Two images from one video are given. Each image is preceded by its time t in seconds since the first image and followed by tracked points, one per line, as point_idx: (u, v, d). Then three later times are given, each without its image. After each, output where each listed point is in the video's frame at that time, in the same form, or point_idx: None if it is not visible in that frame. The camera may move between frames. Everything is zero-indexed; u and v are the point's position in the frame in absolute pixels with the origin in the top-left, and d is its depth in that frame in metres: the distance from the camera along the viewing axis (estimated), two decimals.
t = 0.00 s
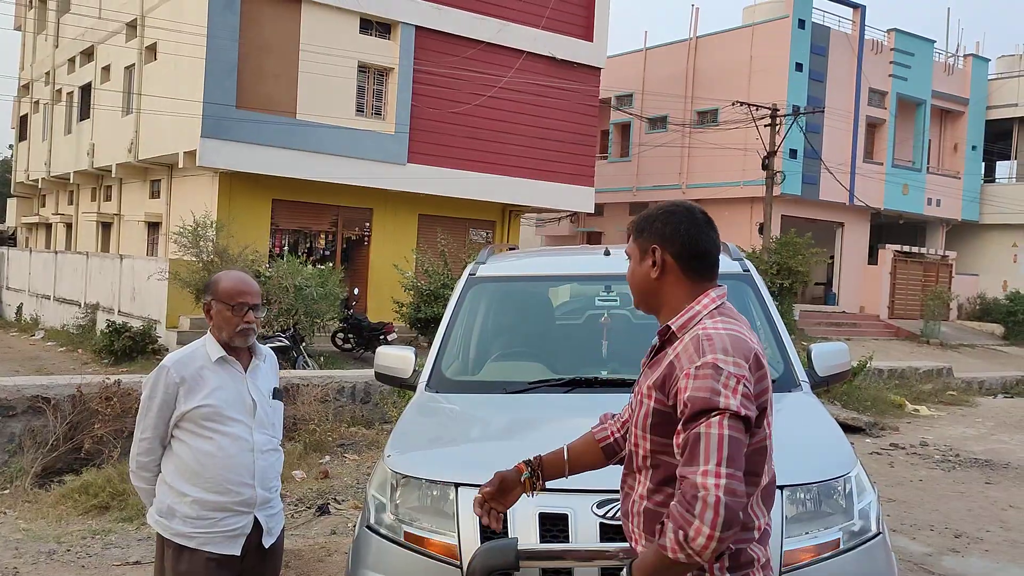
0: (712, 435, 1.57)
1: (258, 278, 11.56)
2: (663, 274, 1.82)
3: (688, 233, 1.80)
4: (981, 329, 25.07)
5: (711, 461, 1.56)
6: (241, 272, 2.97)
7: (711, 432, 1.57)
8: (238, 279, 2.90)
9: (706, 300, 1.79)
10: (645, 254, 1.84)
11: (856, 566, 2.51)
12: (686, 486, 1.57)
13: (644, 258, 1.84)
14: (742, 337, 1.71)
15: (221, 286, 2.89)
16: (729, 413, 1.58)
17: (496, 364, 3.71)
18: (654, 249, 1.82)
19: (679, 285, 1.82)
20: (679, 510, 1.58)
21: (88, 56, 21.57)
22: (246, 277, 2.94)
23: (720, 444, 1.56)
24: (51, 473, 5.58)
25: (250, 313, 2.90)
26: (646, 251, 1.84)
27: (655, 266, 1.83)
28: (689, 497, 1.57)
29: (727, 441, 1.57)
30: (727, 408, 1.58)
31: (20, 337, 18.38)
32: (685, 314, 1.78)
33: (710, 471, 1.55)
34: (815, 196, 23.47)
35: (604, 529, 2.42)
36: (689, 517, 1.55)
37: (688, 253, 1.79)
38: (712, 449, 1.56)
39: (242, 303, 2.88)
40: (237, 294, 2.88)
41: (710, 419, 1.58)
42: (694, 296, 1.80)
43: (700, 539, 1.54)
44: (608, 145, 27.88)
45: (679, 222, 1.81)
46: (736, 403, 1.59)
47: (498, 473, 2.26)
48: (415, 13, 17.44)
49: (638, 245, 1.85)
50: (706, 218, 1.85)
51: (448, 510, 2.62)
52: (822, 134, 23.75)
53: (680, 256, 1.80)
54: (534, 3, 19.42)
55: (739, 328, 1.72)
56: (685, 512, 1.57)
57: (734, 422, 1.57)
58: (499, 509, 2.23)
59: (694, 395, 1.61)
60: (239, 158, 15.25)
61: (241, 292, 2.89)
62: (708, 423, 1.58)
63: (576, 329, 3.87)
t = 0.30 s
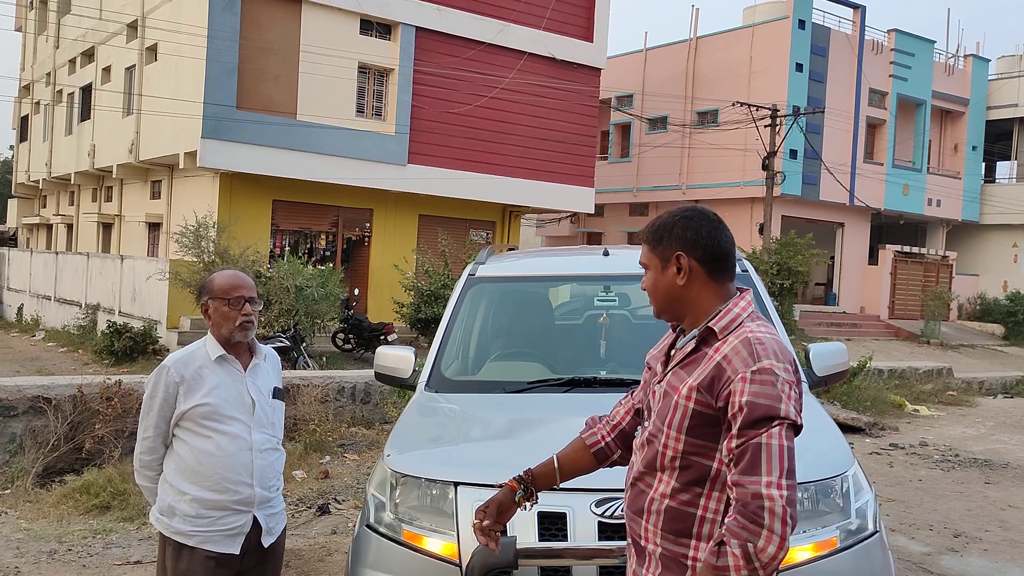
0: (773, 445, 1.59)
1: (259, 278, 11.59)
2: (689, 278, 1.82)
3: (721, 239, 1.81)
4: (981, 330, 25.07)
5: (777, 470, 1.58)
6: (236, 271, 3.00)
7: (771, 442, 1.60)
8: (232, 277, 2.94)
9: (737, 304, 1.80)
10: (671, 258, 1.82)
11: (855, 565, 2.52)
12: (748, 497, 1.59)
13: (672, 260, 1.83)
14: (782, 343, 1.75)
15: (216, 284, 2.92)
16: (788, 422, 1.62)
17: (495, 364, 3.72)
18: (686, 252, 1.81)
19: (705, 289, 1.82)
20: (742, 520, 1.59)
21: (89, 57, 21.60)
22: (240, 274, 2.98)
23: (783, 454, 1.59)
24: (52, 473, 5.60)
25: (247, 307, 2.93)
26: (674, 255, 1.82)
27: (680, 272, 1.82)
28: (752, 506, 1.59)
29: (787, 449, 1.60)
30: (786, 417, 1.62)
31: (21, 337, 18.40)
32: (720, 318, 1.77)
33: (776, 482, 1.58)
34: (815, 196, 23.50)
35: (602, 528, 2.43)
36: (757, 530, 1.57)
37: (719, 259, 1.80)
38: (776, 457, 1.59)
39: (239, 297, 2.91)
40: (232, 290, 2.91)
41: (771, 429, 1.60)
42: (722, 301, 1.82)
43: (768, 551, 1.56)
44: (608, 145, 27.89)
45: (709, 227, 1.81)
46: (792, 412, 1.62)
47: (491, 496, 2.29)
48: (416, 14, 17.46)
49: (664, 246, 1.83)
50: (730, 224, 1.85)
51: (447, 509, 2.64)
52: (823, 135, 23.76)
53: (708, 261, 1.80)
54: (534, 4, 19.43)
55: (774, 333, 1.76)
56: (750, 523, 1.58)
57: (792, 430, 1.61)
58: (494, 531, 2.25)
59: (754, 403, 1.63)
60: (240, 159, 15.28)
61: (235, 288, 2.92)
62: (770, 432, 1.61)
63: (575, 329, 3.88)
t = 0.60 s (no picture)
0: (785, 437, 1.71)
1: (259, 279, 11.61)
2: (688, 277, 1.90)
3: (719, 242, 1.89)
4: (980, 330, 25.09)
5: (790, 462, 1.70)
6: (239, 272, 3.01)
7: (782, 434, 1.71)
8: (235, 278, 2.96)
9: (731, 302, 1.89)
10: (671, 259, 1.90)
11: (851, 564, 2.54)
12: (767, 488, 1.68)
13: (673, 259, 1.90)
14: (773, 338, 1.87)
15: (218, 286, 2.93)
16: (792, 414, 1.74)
17: (494, 365, 3.74)
18: (686, 251, 1.88)
19: (701, 289, 1.90)
20: (763, 510, 1.68)
21: (88, 59, 21.63)
22: (242, 275, 2.99)
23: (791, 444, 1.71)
24: (52, 474, 5.61)
25: (250, 306, 2.95)
26: (674, 253, 1.90)
27: (680, 272, 1.90)
28: (770, 497, 1.68)
29: (791, 441, 1.72)
30: (791, 409, 1.73)
31: (21, 339, 18.41)
32: (718, 313, 1.84)
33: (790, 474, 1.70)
34: (815, 197, 23.53)
35: (600, 528, 2.44)
36: (777, 519, 1.67)
37: (718, 260, 1.89)
38: (786, 451, 1.71)
39: (242, 298, 2.93)
40: (234, 291, 2.92)
41: (782, 421, 1.71)
42: (717, 299, 1.90)
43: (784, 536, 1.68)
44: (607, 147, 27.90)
45: (708, 231, 1.90)
46: (794, 405, 1.75)
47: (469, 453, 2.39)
48: (415, 16, 17.49)
49: (666, 247, 1.91)
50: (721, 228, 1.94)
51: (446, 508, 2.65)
52: (822, 136, 23.78)
53: (706, 264, 1.89)
54: (534, 5, 19.46)
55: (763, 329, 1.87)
56: (769, 512, 1.68)
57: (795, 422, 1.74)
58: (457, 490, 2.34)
59: (764, 395, 1.72)
60: (240, 160, 15.31)
61: (236, 289, 2.93)
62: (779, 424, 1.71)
63: (574, 330, 3.90)
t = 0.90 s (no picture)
0: (784, 414, 1.79)
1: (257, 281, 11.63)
2: (667, 272, 1.94)
3: (692, 237, 1.95)
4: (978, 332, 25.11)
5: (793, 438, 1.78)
6: (243, 275, 3.02)
7: (781, 411, 1.78)
8: (238, 280, 2.96)
9: (708, 292, 1.95)
10: (649, 256, 1.94)
11: (847, 564, 2.55)
12: (775, 466, 1.75)
13: (651, 256, 1.94)
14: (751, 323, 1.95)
15: (222, 287, 2.94)
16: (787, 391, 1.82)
17: (492, 366, 3.75)
18: (662, 247, 1.93)
19: (678, 283, 1.95)
20: (773, 488, 1.74)
21: (87, 61, 21.64)
22: (245, 277, 3.00)
23: (789, 421, 1.79)
24: (52, 476, 5.62)
25: (254, 310, 2.96)
26: (652, 251, 1.94)
27: (657, 268, 1.94)
28: (777, 474, 1.75)
29: (787, 417, 1.81)
30: (784, 387, 1.82)
31: (20, 341, 18.42)
32: (702, 303, 1.89)
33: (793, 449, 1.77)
34: (813, 199, 23.57)
35: (597, 528, 2.46)
36: (787, 493, 1.75)
37: (693, 256, 1.94)
38: (785, 427, 1.79)
39: (245, 301, 2.94)
40: (237, 294, 2.94)
41: (781, 398, 1.79)
42: (696, 290, 1.95)
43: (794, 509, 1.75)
44: (606, 148, 27.92)
45: (684, 229, 1.95)
46: (785, 384, 1.83)
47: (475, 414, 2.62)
48: (414, 17, 17.51)
49: (644, 245, 1.94)
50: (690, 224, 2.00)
51: (444, 508, 2.67)
52: (820, 137, 23.82)
53: (683, 259, 1.94)
54: (532, 7, 19.49)
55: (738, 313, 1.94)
56: (777, 490, 1.74)
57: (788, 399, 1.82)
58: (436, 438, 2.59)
59: (762, 375, 1.79)
60: (239, 162, 15.33)
61: (237, 291, 2.95)
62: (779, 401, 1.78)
63: (571, 332, 3.91)
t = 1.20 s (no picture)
0: (761, 437, 1.77)
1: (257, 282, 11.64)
2: (663, 281, 1.94)
3: (691, 249, 1.94)
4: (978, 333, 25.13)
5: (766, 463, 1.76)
6: (247, 276, 3.03)
7: (757, 435, 1.77)
8: (242, 281, 2.97)
9: (703, 305, 1.94)
10: (644, 264, 1.95)
11: (844, 564, 2.56)
12: (745, 489, 1.74)
13: (647, 263, 1.94)
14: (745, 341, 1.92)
15: (226, 289, 2.95)
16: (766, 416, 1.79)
17: (492, 367, 3.77)
18: (657, 256, 1.93)
19: (673, 293, 1.95)
20: (738, 511, 1.73)
21: (87, 62, 21.66)
22: (249, 278, 3.01)
23: (766, 446, 1.77)
24: (52, 477, 5.63)
25: (257, 310, 2.97)
26: (649, 259, 1.94)
27: (652, 277, 1.94)
28: (742, 497, 1.74)
29: (765, 441, 1.79)
30: (765, 410, 1.80)
31: (20, 342, 18.42)
32: (695, 318, 1.89)
33: (765, 474, 1.75)
34: (812, 200, 23.60)
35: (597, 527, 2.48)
36: (753, 518, 1.73)
37: (689, 268, 1.94)
38: (760, 452, 1.77)
39: (249, 303, 2.95)
40: (241, 295, 2.94)
41: (758, 423, 1.77)
42: (689, 302, 1.95)
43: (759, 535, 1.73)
44: (605, 150, 27.93)
45: (681, 239, 1.94)
46: (767, 407, 1.81)
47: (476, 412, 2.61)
48: (413, 19, 17.54)
49: (639, 252, 1.94)
50: (692, 235, 1.99)
51: (445, 508, 2.68)
52: (820, 139, 23.85)
53: (677, 270, 1.93)
54: (531, 8, 19.50)
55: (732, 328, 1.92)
56: (742, 513, 1.72)
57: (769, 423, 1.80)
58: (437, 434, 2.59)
59: (740, 398, 1.77)
60: (239, 163, 15.35)
61: (241, 293, 2.95)
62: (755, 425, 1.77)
63: (572, 333, 3.93)
